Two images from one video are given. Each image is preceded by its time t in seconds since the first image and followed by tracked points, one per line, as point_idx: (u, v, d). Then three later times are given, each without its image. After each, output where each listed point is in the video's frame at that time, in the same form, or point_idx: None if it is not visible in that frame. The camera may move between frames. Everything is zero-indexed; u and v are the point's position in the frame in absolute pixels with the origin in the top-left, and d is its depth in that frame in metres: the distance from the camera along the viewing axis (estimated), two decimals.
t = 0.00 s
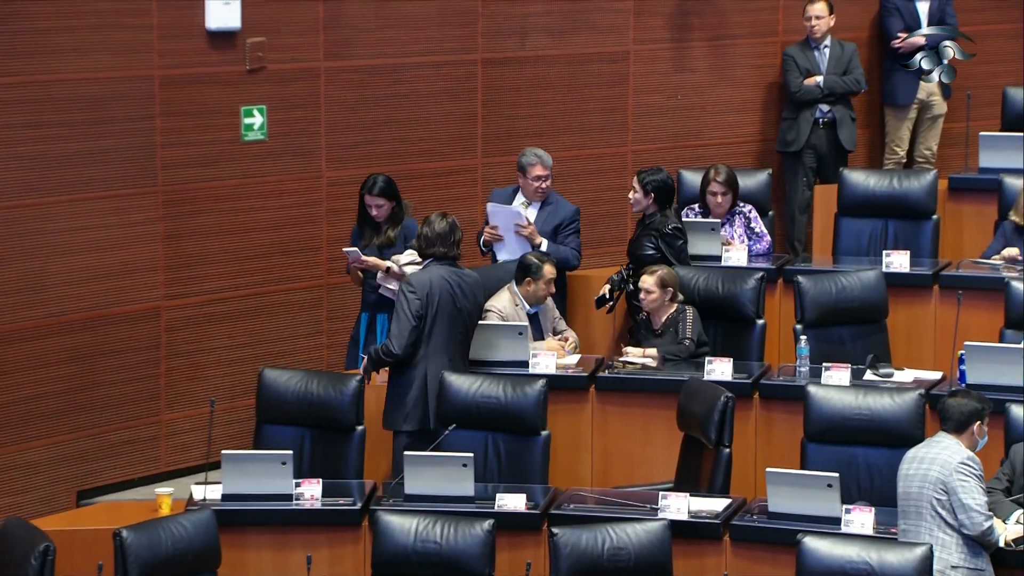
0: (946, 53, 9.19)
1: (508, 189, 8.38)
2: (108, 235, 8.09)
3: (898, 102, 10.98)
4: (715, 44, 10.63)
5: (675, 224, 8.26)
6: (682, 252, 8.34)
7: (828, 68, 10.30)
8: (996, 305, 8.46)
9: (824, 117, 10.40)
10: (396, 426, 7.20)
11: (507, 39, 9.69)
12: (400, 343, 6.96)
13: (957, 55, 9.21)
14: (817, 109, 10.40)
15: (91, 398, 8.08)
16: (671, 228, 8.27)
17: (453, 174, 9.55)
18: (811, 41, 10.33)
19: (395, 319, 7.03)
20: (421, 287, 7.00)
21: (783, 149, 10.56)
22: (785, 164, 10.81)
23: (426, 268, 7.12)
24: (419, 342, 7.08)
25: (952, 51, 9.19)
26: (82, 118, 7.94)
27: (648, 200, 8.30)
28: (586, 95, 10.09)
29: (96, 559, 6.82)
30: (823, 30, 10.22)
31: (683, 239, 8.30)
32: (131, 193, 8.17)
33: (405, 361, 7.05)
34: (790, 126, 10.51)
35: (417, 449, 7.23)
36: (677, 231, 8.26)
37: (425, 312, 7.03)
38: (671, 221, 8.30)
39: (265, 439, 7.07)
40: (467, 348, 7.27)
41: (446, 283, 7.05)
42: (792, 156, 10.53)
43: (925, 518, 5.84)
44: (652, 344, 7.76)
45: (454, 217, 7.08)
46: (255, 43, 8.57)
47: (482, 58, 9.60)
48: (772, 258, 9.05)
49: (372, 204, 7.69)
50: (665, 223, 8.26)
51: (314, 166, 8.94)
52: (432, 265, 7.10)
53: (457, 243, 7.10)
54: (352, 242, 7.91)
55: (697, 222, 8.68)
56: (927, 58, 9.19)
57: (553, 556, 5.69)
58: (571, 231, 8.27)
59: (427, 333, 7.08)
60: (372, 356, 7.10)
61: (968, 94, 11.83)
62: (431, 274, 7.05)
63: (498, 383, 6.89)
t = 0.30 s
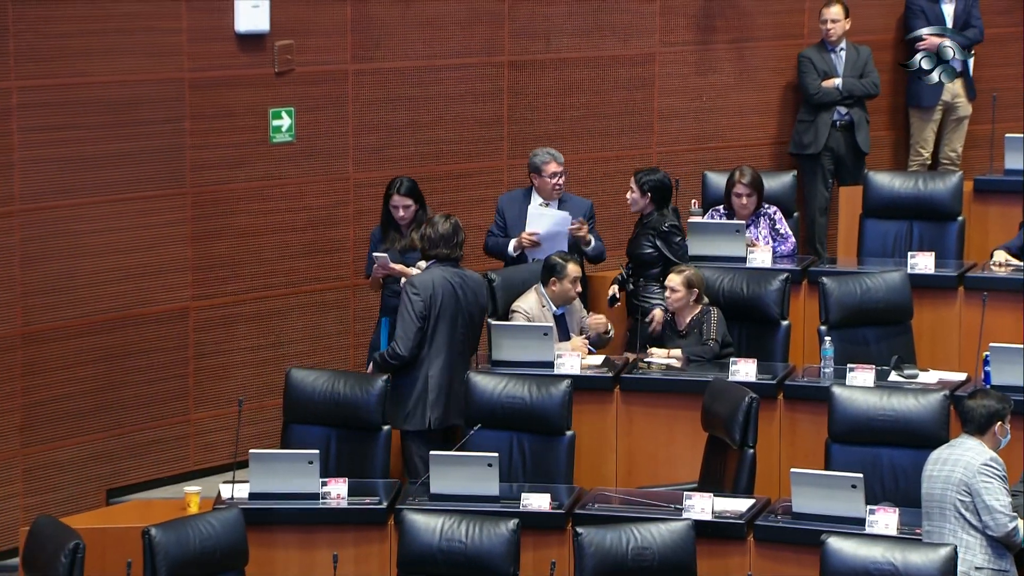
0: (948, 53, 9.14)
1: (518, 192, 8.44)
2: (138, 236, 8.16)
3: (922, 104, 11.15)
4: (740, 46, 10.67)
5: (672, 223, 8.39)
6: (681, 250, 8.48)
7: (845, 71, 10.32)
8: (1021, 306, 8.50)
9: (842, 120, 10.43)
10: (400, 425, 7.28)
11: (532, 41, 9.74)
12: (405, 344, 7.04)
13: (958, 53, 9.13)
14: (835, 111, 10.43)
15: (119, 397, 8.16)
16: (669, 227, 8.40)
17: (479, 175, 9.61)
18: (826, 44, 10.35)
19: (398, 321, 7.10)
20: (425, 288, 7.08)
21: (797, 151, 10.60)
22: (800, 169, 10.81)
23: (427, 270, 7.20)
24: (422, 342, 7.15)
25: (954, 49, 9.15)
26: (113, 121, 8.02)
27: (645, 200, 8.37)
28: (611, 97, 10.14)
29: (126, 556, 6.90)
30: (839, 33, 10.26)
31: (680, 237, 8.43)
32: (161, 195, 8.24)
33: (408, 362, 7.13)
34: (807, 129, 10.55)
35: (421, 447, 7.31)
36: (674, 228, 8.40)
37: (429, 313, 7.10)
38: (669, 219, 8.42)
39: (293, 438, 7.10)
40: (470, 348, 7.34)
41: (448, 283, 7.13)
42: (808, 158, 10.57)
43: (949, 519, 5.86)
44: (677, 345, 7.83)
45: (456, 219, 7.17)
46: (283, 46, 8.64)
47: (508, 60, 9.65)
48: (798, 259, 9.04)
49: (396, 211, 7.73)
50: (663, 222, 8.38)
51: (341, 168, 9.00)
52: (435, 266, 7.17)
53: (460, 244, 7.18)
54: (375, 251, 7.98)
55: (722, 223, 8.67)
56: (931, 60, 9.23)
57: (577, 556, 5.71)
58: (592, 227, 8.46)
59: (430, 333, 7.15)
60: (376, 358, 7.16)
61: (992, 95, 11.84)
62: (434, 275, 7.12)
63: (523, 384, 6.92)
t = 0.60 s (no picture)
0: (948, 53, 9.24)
1: (521, 193, 8.41)
2: (140, 236, 8.17)
3: (924, 104, 11.17)
4: (741, 46, 10.68)
5: (650, 225, 8.32)
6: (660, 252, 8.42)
7: (843, 72, 10.35)
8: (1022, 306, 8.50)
9: (842, 120, 10.46)
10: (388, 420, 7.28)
11: (534, 41, 9.74)
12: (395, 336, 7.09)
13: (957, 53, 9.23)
14: (835, 111, 10.45)
15: (120, 396, 8.16)
16: (648, 228, 8.34)
17: (480, 176, 9.63)
18: (824, 44, 10.37)
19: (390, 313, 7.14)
20: (416, 282, 7.12)
21: (797, 151, 10.60)
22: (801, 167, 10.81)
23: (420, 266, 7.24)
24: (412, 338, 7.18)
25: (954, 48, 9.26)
26: (115, 121, 8.02)
27: (631, 199, 8.32)
28: (612, 97, 10.14)
29: (127, 556, 6.91)
30: (836, 33, 10.28)
31: (658, 241, 8.36)
32: (163, 195, 8.25)
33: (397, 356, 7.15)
34: (806, 130, 10.54)
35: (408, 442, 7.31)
36: (646, 232, 8.33)
37: (420, 306, 7.14)
38: (651, 221, 8.36)
39: (295, 439, 7.09)
40: (462, 347, 7.37)
41: (440, 279, 7.17)
42: (810, 158, 10.57)
43: (950, 520, 5.86)
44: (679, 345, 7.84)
45: (450, 217, 7.21)
46: (285, 46, 8.65)
47: (509, 60, 9.65)
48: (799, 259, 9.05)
49: (396, 211, 7.75)
50: (643, 223, 8.33)
51: (343, 168, 9.01)
52: (426, 263, 7.22)
53: (454, 242, 7.23)
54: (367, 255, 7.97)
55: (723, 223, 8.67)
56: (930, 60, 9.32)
57: (578, 556, 5.71)
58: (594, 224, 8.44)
59: (420, 329, 7.18)
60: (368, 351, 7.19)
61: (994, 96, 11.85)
62: (426, 270, 7.17)
63: (524, 384, 6.93)
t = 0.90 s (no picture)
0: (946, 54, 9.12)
1: (528, 195, 8.42)
2: (140, 236, 8.17)
3: (924, 104, 11.18)
4: (741, 46, 10.68)
5: (655, 223, 8.35)
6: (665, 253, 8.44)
7: (844, 71, 10.34)
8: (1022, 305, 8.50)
9: (843, 120, 10.46)
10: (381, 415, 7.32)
11: (534, 41, 9.74)
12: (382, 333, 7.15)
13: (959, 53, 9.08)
14: (837, 111, 10.45)
15: (120, 396, 8.16)
16: (652, 227, 8.36)
17: (480, 176, 9.63)
18: (824, 45, 10.36)
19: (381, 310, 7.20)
20: (406, 280, 7.15)
21: (800, 152, 10.59)
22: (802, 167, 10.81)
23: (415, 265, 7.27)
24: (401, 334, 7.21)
25: (954, 49, 9.13)
26: (115, 121, 8.02)
27: (632, 198, 8.34)
28: (612, 97, 10.14)
29: (127, 556, 6.91)
30: (837, 34, 10.27)
31: (661, 240, 8.39)
32: (163, 195, 8.25)
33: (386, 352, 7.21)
34: (808, 130, 10.55)
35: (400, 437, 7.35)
36: (650, 229, 8.36)
37: (409, 305, 7.17)
38: (653, 220, 8.40)
39: (295, 439, 7.08)
40: (456, 347, 7.37)
41: (431, 278, 7.18)
42: (813, 158, 10.58)
43: (949, 520, 5.86)
44: (678, 345, 7.83)
45: (448, 217, 7.21)
46: (285, 46, 8.65)
47: (509, 60, 9.65)
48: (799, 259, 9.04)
49: (385, 213, 7.74)
50: (647, 221, 8.35)
51: (342, 168, 9.01)
52: (422, 262, 7.22)
53: (452, 242, 7.23)
54: (348, 255, 7.95)
55: (723, 224, 8.66)
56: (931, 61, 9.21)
57: (578, 556, 5.71)
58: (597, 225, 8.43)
59: (410, 326, 7.20)
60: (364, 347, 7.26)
61: (994, 96, 11.86)
62: (419, 270, 7.18)
63: (524, 384, 6.93)
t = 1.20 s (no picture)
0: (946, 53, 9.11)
1: (524, 196, 8.39)
2: (140, 236, 8.17)
3: (925, 104, 11.17)
4: (741, 47, 10.68)
5: (661, 221, 8.44)
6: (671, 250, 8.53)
7: (851, 70, 10.36)
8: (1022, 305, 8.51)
9: (850, 119, 10.46)
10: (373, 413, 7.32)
11: (534, 41, 9.74)
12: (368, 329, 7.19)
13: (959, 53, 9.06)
14: (843, 111, 10.44)
15: (121, 396, 8.16)
16: (658, 225, 8.44)
17: (480, 176, 9.63)
18: (831, 44, 10.39)
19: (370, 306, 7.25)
20: (395, 278, 7.17)
21: (807, 152, 10.60)
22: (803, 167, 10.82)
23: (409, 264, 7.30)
24: (389, 330, 7.23)
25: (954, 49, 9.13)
26: (115, 121, 8.02)
27: (635, 198, 8.37)
28: (611, 97, 10.13)
29: (127, 556, 6.91)
30: (843, 32, 10.28)
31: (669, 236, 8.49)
32: (163, 195, 8.25)
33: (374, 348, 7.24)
34: (815, 129, 10.55)
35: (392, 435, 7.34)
36: (659, 227, 8.44)
37: (397, 303, 7.18)
38: (656, 217, 8.48)
39: (295, 438, 7.08)
40: (449, 346, 7.35)
41: (422, 277, 7.19)
42: (818, 158, 10.57)
43: (949, 520, 5.86)
44: (678, 344, 7.83)
45: (445, 217, 7.25)
46: (285, 46, 8.65)
47: (509, 60, 9.65)
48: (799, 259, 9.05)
49: (348, 212, 7.69)
50: (653, 219, 8.43)
51: (342, 168, 9.02)
52: (416, 262, 7.26)
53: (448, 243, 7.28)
54: (306, 256, 7.85)
55: (723, 224, 8.66)
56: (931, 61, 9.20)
57: (578, 556, 5.71)
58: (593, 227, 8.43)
59: (398, 323, 7.22)
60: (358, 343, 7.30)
61: (994, 96, 11.87)
62: (409, 268, 7.20)
63: (524, 384, 6.92)
